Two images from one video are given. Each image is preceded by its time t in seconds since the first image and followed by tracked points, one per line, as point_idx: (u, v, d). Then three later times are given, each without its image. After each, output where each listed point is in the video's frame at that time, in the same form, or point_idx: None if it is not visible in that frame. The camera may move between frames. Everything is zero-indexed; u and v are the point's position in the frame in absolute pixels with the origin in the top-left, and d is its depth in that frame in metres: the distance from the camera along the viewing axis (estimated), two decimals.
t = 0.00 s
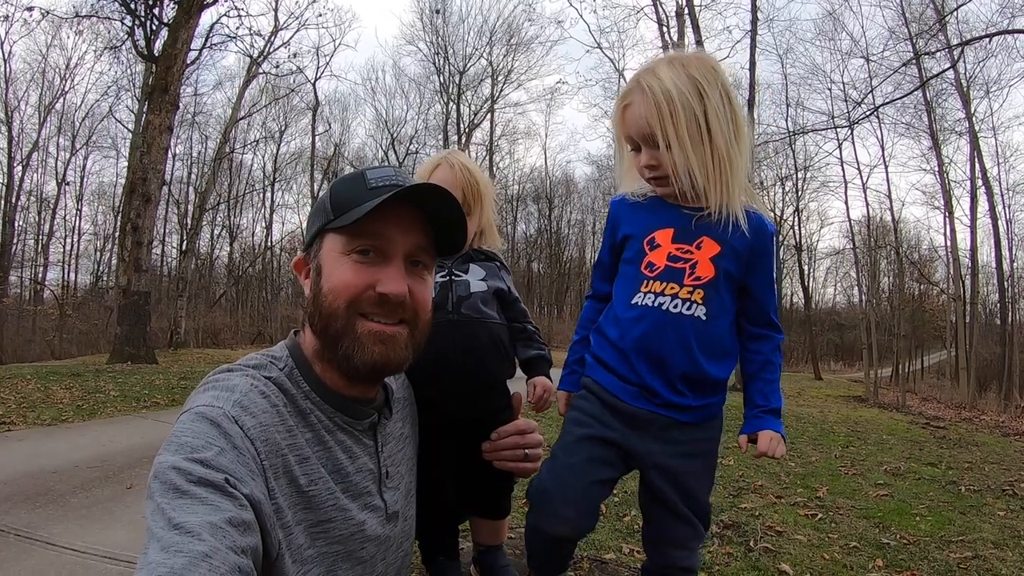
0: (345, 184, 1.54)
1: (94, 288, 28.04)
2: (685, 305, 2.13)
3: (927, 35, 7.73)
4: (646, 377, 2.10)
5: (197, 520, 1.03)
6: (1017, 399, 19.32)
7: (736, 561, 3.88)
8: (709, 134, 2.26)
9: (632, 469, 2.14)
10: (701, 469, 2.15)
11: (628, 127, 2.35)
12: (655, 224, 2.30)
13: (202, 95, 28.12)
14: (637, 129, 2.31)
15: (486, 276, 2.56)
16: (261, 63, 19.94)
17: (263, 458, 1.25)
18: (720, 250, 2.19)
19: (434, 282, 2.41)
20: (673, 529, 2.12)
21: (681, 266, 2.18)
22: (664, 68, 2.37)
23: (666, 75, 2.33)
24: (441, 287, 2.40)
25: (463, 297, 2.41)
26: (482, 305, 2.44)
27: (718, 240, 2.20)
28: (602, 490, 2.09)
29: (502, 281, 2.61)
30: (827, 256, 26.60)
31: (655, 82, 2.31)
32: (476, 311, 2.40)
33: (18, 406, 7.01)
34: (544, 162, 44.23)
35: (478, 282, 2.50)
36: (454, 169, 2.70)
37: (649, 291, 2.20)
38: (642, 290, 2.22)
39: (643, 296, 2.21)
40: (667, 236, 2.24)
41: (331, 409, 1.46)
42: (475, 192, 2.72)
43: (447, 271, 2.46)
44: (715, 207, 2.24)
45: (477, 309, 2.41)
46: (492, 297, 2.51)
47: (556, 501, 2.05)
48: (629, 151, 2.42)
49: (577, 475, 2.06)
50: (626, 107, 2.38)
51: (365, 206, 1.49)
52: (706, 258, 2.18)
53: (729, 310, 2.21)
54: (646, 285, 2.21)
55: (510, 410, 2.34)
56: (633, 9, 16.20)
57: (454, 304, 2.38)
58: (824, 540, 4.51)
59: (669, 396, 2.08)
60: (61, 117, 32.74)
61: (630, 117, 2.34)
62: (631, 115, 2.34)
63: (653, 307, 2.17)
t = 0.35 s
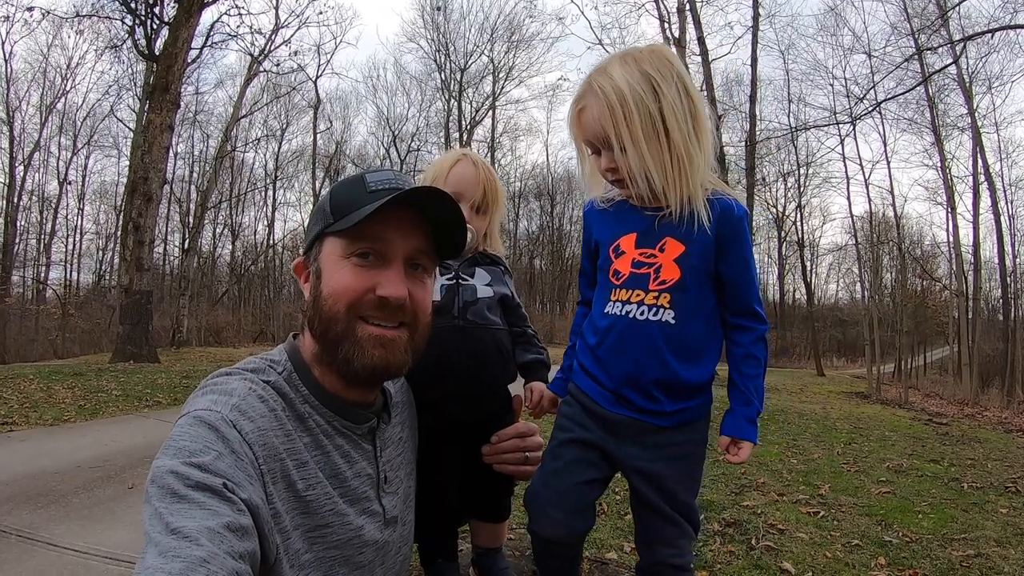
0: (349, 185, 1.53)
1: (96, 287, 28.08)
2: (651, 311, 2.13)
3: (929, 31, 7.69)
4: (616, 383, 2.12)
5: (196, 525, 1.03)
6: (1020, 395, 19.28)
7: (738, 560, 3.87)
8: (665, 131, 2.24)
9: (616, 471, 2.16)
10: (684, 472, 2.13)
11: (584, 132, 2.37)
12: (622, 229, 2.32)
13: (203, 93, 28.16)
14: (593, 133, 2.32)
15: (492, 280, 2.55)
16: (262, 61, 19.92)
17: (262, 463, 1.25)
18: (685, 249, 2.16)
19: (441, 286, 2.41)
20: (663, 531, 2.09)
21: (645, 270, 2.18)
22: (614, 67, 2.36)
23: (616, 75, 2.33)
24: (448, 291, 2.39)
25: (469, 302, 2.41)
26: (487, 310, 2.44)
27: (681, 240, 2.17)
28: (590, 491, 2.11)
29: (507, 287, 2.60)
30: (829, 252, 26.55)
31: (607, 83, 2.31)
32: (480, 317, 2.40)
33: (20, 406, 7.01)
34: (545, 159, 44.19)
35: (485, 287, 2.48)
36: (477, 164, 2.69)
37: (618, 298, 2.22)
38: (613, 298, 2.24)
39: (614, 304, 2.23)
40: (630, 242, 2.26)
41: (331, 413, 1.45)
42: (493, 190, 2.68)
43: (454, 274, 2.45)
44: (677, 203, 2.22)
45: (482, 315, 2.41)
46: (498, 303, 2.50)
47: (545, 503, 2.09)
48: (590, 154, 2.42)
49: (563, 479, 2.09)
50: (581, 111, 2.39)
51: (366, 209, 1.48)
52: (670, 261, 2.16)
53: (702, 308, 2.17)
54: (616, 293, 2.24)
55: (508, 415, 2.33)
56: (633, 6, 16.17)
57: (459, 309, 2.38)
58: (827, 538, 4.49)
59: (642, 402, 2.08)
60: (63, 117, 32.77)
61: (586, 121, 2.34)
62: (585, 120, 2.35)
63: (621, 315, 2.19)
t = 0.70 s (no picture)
0: (339, 186, 1.53)
1: (97, 284, 28.10)
2: (624, 311, 2.16)
3: (930, 26, 7.68)
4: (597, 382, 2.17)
5: (199, 521, 1.03)
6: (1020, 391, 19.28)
7: (740, 555, 3.88)
8: (621, 129, 2.23)
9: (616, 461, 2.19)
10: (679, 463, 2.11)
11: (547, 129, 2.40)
12: (592, 228, 2.34)
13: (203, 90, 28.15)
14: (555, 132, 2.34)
15: (499, 279, 2.53)
16: (262, 58, 19.91)
17: (264, 458, 1.25)
18: (653, 247, 2.16)
19: (448, 283, 2.41)
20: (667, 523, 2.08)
21: (615, 271, 2.20)
22: (575, 63, 2.35)
23: (575, 72, 2.32)
24: (454, 288, 2.39)
25: (475, 300, 2.40)
26: (492, 309, 2.42)
27: (648, 237, 2.17)
28: (595, 481, 2.14)
29: (514, 287, 2.58)
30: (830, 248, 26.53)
31: (564, 82, 2.32)
32: (486, 315, 2.39)
33: (22, 404, 7.02)
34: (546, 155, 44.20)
35: (491, 286, 2.47)
36: (498, 161, 2.69)
37: (595, 299, 2.26)
38: (592, 301, 2.27)
39: (592, 305, 2.27)
40: (599, 242, 2.28)
41: (334, 408, 1.46)
42: (512, 191, 2.69)
43: (462, 271, 2.45)
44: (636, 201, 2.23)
45: (486, 313, 2.39)
46: (504, 302, 2.48)
47: (554, 496, 2.12)
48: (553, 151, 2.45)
49: (565, 470, 2.14)
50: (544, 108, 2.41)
51: (362, 204, 1.48)
52: (639, 258, 2.17)
53: (678, 303, 2.15)
54: (592, 294, 2.28)
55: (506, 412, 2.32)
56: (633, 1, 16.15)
57: (464, 307, 2.37)
58: (828, 533, 4.51)
59: (628, 399, 2.11)
60: (62, 114, 32.74)
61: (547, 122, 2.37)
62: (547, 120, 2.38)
63: (598, 317, 2.23)
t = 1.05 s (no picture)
0: (352, 181, 1.53)
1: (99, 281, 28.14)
2: (642, 308, 2.14)
3: (933, 21, 7.64)
4: (609, 377, 2.16)
5: (207, 520, 1.04)
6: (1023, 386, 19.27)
7: (742, 551, 3.89)
8: (680, 118, 2.13)
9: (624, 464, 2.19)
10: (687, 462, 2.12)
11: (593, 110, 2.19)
12: (613, 222, 2.33)
13: (204, 87, 28.14)
14: (604, 114, 2.15)
15: (512, 280, 2.48)
16: (263, 54, 19.90)
17: (272, 459, 1.26)
18: (673, 243, 2.15)
19: (458, 281, 2.38)
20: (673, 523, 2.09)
21: (634, 265, 2.19)
22: (626, 44, 2.21)
23: (628, 53, 2.18)
24: (464, 286, 2.36)
25: (485, 300, 2.37)
26: (502, 310, 2.38)
27: (669, 233, 2.16)
28: (603, 483, 2.14)
29: (527, 287, 2.54)
30: (831, 243, 26.51)
31: (615, 59, 2.17)
32: (495, 315, 2.35)
33: (25, 401, 7.05)
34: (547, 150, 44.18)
35: (502, 287, 2.43)
36: (514, 159, 2.65)
37: (611, 294, 2.25)
38: (608, 296, 2.26)
39: (609, 300, 2.25)
40: (619, 236, 2.27)
41: (341, 406, 1.46)
42: (527, 189, 2.65)
43: (474, 270, 2.41)
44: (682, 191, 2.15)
45: (496, 313, 2.36)
46: (514, 303, 2.44)
47: (559, 497, 2.14)
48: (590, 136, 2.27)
49: (573, 472, 2.15)
50: (593, 85, 2.19)
51: (368, 203, 1.49)
52: (658, 254, 2.15)
53: (696, 302, 2.14)
54: (609, 289, 2.27)
55: (512, 412, 2.30)
56: None
57: (474, 306, 2.34)
58: (830, 529, 4.52)
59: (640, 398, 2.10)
60: (63, 111, 32.75)
61: (596, 101, 2.17)
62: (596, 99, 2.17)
63: (614, 312, 2.22)
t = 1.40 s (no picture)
0: (355, 181, 1.53)
1: (98, 274, 28.14)
2: (680, 314, 2.09)
3: (936, 20, 7.61)
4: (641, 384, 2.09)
5: (207, 530, 1.04)
6: (1021, 386, 19.30)
7: (740, 551, 3.89)
8: (726, 129, 2.09)
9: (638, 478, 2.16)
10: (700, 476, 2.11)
11: (635, 110, 2.11)
12: (645, 225, 2.25)
13: (205, 81, 28.09)
14: (648, 116, 2.07)
15: (518, 286, 2.47)
16: (263, 47, 19.82)
17: (273, 466, 1.26)
18: (714, 251, 2.12)
19: (465, 286, 2.35)
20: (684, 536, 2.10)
21: (673, 271, 2.13)
22: (677, 46, 2.13)
23: (679, 55, 2.11)
24: (471, 292, 2.33)
25: (491, 306, 2.34)
26: (507, 316, 2.35)
27: (710, 240, 2.12)
28: (614, 500, 2.11)
29: (533, 293, 2.53)
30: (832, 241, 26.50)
31: (664, 60, 2.09)
32: (502, 322, 2.33)
33: (25, 395, 7.05)
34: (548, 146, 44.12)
35: (508, 292, 2.41)
36: (519, 159, 2.63)
37: (642, 300, 2.17)
38: (636, 301, 2.18)
39: (637, 305, 2.17)
40: (656, 240, 2.19)
41: (342, 413, 1.46)
42: (531, 189, 2.64)
43: (480, 275, 2.39)
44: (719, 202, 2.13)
45: (502, 320, 2.33)
46: (520, 310, 2.42)
47: (568, 515, 2.11)
48: (625, 137, 2.19)
49: (585, 490, 2.10)
50: (640, 85, 2.11)
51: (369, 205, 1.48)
52: (699, 261, 2.11)
53: (729, 312, 2.14)
54: (640, 294, 2.18)
55: (516, 419, 2.29)
56: None
57: (480, 311, 2.32)
58: (828, 529, 4.53)
59: (667, 407, 2.06)
60: (63, 104, 32.64)
61: (641, 101, 2.09)
62: (641, 100, 2.09)
63: (645, 319, 2.14)
